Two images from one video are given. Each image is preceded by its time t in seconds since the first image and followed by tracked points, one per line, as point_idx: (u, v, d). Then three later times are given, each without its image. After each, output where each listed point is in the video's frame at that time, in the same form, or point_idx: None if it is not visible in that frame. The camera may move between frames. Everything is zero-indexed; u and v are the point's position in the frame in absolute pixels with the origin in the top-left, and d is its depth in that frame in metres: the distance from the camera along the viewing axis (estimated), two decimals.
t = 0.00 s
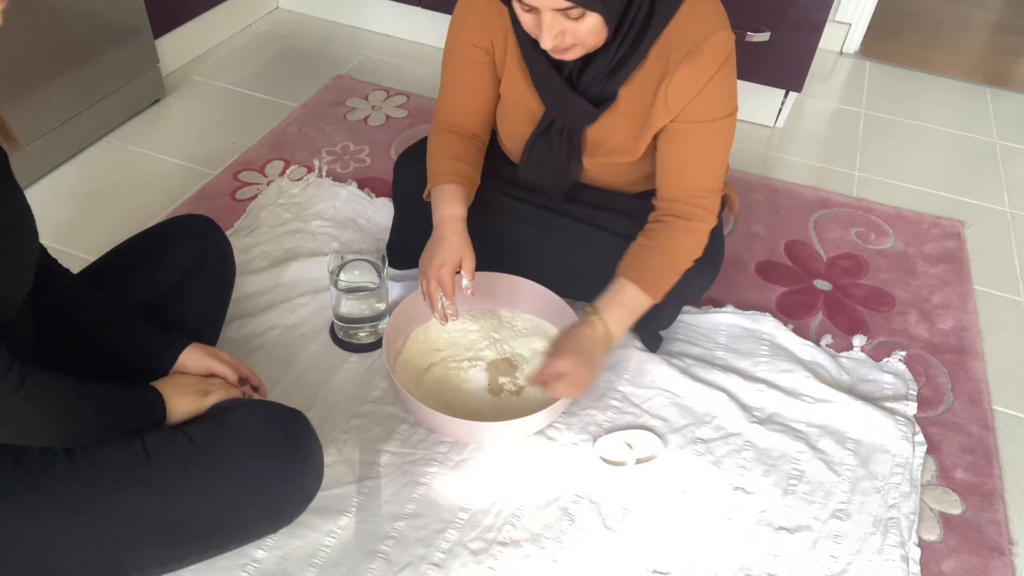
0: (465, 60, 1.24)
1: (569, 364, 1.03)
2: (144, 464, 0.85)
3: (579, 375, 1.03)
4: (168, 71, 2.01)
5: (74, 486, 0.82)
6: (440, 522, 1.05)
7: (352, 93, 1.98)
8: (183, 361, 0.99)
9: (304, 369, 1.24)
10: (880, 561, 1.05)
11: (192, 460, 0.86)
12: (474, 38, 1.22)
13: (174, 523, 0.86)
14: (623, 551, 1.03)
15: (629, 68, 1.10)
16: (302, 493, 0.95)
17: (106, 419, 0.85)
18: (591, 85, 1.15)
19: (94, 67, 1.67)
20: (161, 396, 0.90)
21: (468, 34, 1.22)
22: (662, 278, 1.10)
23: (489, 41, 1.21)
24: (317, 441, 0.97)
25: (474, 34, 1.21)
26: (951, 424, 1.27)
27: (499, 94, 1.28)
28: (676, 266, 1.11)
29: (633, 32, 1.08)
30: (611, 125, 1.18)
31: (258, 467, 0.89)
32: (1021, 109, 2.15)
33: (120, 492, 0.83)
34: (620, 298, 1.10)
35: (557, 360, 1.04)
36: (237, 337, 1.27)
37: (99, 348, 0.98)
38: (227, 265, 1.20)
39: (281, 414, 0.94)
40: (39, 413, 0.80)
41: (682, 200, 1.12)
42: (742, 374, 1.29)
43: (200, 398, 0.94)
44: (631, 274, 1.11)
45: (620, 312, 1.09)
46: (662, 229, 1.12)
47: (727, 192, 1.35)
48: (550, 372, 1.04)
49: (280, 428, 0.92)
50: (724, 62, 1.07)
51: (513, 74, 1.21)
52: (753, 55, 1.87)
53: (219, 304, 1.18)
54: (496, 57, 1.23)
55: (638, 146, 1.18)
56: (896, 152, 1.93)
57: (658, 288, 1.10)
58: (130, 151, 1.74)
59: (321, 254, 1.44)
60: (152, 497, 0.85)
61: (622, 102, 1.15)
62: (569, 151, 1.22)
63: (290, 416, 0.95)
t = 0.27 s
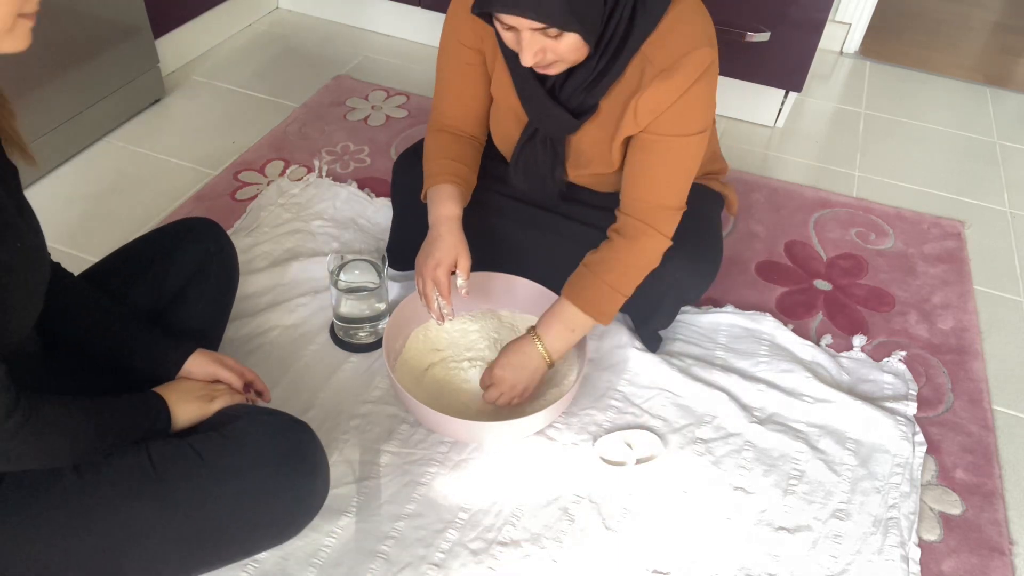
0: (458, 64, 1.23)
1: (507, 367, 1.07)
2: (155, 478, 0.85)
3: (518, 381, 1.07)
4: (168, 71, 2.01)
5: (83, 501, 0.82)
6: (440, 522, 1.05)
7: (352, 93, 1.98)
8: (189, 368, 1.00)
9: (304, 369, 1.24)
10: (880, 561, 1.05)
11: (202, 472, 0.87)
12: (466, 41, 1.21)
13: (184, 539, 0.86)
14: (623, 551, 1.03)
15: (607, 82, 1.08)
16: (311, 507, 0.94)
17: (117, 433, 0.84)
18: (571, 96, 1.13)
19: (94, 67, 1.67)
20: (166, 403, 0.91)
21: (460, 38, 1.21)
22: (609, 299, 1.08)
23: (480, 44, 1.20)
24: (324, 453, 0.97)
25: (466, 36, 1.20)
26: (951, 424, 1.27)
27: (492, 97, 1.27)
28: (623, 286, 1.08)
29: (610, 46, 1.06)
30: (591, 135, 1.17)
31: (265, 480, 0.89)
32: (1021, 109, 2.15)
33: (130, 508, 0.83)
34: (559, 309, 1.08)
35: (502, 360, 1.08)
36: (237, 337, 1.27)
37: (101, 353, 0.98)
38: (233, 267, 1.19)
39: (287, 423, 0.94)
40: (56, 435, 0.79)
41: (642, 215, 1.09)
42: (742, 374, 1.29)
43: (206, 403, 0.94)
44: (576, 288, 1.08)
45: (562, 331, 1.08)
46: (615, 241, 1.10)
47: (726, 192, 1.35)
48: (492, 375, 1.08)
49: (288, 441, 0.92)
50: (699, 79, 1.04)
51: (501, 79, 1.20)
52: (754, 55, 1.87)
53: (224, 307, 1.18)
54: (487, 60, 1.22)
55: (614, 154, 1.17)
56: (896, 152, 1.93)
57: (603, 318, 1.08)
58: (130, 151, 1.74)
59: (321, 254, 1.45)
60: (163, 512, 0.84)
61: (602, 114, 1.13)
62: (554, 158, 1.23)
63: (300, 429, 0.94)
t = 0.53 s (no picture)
0: (456, 66, 1.23)
1: (500, 370, 1.07)
2: (163, 491, 0.85)
3: (510, 384, 1.07)
4: (168, 71, 2.01)
5: (93, 515, 0.82)
6: (440, 522, 1.05)
7: (352, 93, 1.98)
8: (201, 369, 1.01)
9: (304, 368, 1.24)
10: (880, 561, 1.05)
11: (208, 482, 0.87)
12: (465, 44, 1.21)
13: (190, 550, 0.86)
14: (623, 552, 1.03)
15: (603, 86, 1.09)
16: (318, 517, 0.94)
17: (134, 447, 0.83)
18: (568, 100, 1.13)
19: (94, 67, 1.67)
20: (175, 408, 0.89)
21: (458, 40, 1.21)
22: (603, 304, 1.08)
23: (478, 46, 1.20)
24: (331, 462, 0.96)
25: (464, 38, 1.20)
26: (951, 424, 1.27)
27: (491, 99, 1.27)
28: (618, 290, 1.08)
29: (606, 50, 1.06)
30: (588, 138, 1.17)
31: (271, 489, 0.89)
32: (1021, 109, 2.15)
33: (138, 519, 0.83)
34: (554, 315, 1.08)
35: (495, 363, 1.08)
36: (237, 337, 1.27)
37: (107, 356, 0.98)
38: (235, 268, 1.19)
39: (292, 429, 0.93)
40: (81, 457, 0.78)
41: (638, 218, 1.09)
42: (742, 374, 1.29)
43: (213, 406, 0.93)
44: (571, 294, 1.08)
45: (556, 335, 1.08)
46: (611, 244, 1.10)
47: (726, 192, 1.35)
48: (485, 378, 1.08)
49: (294, 450, 0.91)
50: (697, 82, 1.04)
51: (499, 82, 1.20)
52: (754, 55, 1.87)
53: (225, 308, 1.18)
54: (485, 61, 1.22)
55: (612, 158, 1.16)
56: (896, 152, 1.93)
57: (598, 324, 1.08)
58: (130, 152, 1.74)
59: (320, 254, 1.45)
60: (171, 523, 0.84)
61: (599, 118, 1.13)
62: (551, 161, 1.23)
63: (305, 436, 0.93)
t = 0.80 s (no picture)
0: (457, 66, 1.23)
1: (495, 366, 1.08)
2: (165, 492, 0.85)
3: (507, 380, 1.08)
4: (168, 71, 2.01)
5: (96, 517, 0.82)
6: (440, 522, 1.05)
7: (352, 93, 1.98)
8: (203, 370, 1.01)
9: (304, 368, 1.24)
10: (880, 561, 1.05)
11: (209, 482, 0.87)
12: (466, 44, 1.21)
13: (190, 551, 0.86)
14: (623, 552, 1.03)
15: (604, 87, 1.09)
16: (319, 519, 0.94)
17: (138, 450, 0.84)
18: (569, 100, 1.14)
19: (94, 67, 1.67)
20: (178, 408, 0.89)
21: (459, 40, 1.21)
22: (601, 304, 1.08)
23: (479, 45, 1.20)
24: (332, 463, 0.96)
25: (465, 38, 1.20)
26: (951, 424, 1.27)
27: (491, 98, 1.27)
28: (617, 290, 1.08)
29: (608, 52, 1.06)
30: (589, 138, 1.17)
31: (272, 490, 0.89)
32: (1021, 109, 2.15)
33: (139, 521, 0.83)
34: (551, 314, 1.09)
35: (490, 360, 1.09)
36: (237, 337, 1.27)
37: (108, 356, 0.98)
38: (235, 267, 1.19)
39: (294, 430, 0.93)
40: (89, 462, 0.79)
41: (637, 217, 1.09)
42: (742, 374, 1.29)
43: (215, 406, 0.93)
44: (568, 293, 1.08)
45: (552, 333, 1.08)
46: (611, 244, 1.10)
47: (726, 192, 1.35)
48: (481, 375, 1.09)
49: (296, 452, 0.91)
50: (698, 84, 1.04)
51: (500, 82, 1.20)
52: (754, 55, 1.87)
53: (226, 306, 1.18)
54: (486, 61, 1.22)
55: (612, 159, 1.16)
56: (896, 152, 1.93)
57: (597, 324, 1.08)
58: (130, 152, 1.74)
59: (320, 254, 1.45)
60: (171, 524, 0.84)
61: (600, 118, 1.13)
62: (552, 160, 1.23)
63: (307, 438, 0.93)
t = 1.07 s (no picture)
0: (457, 66, 1.23)
1: (512, 367, 1.06)
2: (167, 491, 0.85)
3: (521, 381, 1.06)
4: (168, 71, 2.01)
5: (97, 515, 0.82)
6: (440, 522, 1.05)
7: (352, 93, 1.98)
8: (205, 370, 1.01)
9: (303, 369, 1.24)
10: (880, 561, 1.05)
11: (210, 482, 0.87)
12: (466, 44, 1.21)
13: (191, 550, 0.86)
14: (623, 552, 1.03)
15: (606, 85, 1.09)
16: (320, 520, 0.94)
17: (140, 449, 0.84)
18: (571, 99, 1.14)
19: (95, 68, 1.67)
20: (178, 408, 0.89)
21: (459, 40, 1.21)
22: (616, 301, 1.07)
23: (480, 45, 1.20)
24: (333, 464, 0.96)
25: (465, 37, 1.20)
26: (951, 424, 1.27)
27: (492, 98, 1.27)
28: (631, 288, 1.08)
29: (610, 48, 1.06)
30: (592, 136, 1.17)
31: (274, 492, 0.89)
32: (1021, 109, 2.15)
33: (141, 520, 0.83)
34: (567, 313, 1.07)
35: (507, 359, 1.07)
36: (237, 337, 1.27)
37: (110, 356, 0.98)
38: (235, 267, 1.19)
39: (295, 430, 0.93)
40: (94, 461, 0.79)
41: (648, 216, 1.09)
42: (742, 374, 1.29)
43: (216, 406, 0.93)
44: (581, 291, 1.07)
45: (568, 332, 1.07)
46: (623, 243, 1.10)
47: (726, 192, 1.35)
48: (497, 374, 1.07)
49: (298, 453, 0.91)
50: (700, 80, 1.04)
51: (501, 81, 1.20)
52: (754, 55, 1.87)
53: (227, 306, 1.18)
54: (486, 60, 1.22)
55: (616, 157, 1.16)
56: (896, 152, 1.93)
57: (608, 322, 1.07)
58: (130, 151, 1.74)
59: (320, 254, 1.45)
60: (172, 523, 0.84)
61: (602, 116, 1.13)
62: (553, 160, 1.23)
63: (309, 439, 0.93)
